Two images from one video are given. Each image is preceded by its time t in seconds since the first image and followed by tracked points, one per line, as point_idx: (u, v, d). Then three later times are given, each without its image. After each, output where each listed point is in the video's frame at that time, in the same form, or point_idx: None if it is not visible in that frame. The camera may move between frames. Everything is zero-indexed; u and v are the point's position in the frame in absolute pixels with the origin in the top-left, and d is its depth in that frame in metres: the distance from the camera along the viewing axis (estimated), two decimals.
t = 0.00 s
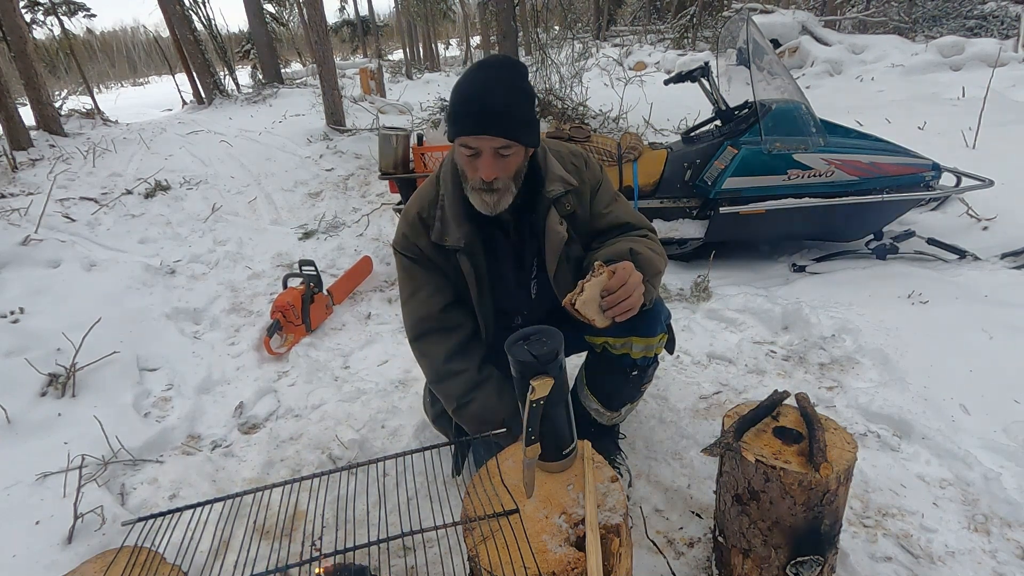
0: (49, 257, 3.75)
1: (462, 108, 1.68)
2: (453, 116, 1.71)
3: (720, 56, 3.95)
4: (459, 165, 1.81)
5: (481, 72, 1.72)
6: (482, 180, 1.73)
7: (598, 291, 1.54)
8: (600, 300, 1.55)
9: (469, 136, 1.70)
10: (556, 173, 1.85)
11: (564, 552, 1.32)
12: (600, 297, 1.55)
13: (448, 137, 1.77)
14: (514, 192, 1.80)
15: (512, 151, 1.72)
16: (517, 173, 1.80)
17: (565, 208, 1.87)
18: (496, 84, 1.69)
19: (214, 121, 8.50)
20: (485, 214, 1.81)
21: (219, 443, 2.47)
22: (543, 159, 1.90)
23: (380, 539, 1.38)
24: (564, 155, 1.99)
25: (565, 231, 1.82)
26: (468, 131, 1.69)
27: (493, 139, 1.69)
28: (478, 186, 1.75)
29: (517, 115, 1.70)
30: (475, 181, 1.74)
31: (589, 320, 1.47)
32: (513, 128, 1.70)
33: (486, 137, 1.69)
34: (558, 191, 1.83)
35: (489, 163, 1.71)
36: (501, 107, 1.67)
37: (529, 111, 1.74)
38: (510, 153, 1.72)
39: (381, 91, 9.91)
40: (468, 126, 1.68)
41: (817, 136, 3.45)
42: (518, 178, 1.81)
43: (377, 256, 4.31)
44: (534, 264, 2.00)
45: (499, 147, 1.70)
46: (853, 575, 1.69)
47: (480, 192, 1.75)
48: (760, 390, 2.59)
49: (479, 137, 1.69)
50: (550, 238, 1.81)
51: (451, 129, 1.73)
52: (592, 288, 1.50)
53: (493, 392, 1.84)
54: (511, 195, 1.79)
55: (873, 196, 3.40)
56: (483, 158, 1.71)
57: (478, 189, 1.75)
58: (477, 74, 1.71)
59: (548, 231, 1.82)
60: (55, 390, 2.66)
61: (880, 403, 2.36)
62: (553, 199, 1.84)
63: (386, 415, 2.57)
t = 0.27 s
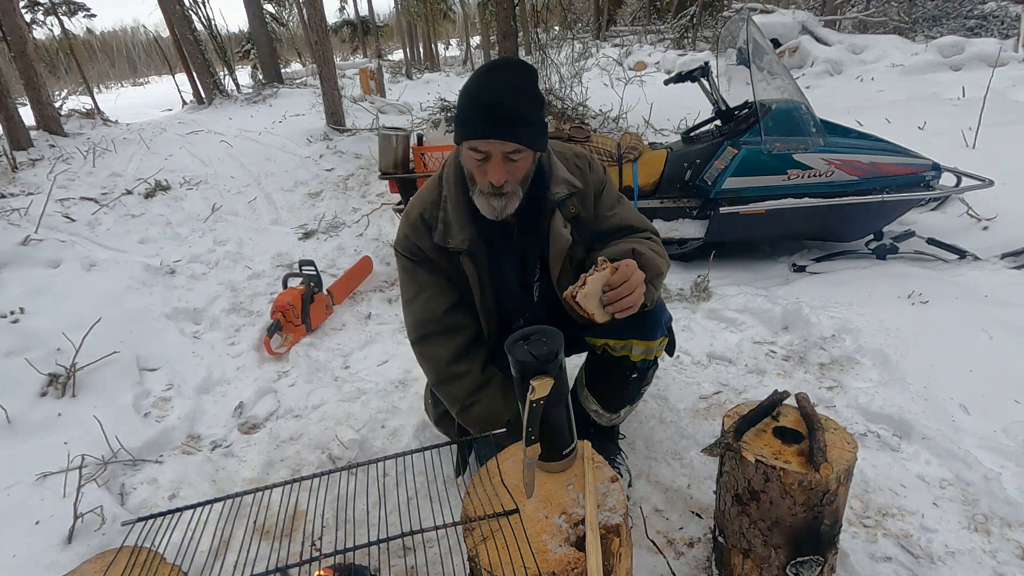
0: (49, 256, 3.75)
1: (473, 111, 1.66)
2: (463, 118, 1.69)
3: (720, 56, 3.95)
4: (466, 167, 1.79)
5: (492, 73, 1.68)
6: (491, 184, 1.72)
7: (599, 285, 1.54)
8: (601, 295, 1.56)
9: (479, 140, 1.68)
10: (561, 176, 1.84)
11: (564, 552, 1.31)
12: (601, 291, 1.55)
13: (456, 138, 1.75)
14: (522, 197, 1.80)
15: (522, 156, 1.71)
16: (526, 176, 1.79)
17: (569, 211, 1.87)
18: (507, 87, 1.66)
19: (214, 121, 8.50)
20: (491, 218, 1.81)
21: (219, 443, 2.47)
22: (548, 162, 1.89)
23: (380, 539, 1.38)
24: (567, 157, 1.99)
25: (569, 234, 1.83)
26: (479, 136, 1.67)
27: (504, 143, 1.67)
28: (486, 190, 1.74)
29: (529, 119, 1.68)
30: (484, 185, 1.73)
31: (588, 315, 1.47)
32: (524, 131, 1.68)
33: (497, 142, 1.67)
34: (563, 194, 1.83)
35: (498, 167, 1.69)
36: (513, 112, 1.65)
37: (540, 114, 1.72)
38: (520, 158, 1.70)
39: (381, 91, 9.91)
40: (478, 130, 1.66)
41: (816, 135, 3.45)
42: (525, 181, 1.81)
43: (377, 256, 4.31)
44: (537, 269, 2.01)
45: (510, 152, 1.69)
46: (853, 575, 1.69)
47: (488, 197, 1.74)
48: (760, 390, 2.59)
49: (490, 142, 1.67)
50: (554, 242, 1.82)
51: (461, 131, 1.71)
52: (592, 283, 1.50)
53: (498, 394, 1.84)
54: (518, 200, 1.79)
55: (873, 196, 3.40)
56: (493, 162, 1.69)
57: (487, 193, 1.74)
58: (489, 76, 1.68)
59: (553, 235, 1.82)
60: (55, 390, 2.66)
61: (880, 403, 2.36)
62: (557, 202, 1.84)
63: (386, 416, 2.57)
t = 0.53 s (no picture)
0: (49, 256, 3.75)
1: (496, 114, 1.65)
2: (485, 120, 1.68)
3: (720, 56, 3.95)
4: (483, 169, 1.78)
5: (517, 75, 1.67)
6: (510, 190, 1.71)
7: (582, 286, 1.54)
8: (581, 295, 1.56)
9: (501, 144, 1.67)
10: (574, 184, 1.83)
11: (564, 552, 1.32)
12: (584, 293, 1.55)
13: (475, 140, 1.74)
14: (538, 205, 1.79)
15: (543, 164, 1.71)
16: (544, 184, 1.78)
17: (580, 221, 1.88)
18: (533, 92, 1.66)
19: (214, 121, 8.50)
20: (505, 224, 1.79)
21: (219, 443, 2.47)
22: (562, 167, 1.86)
23: (380, 539, 1.38)
24: (582, 162, 1.96)
25: (578, 244, 1.84)
26: (501, 140, 1.66)
27: (527, 150, 1.67)
28: (505, 196, 1.72)
29: (553, 127, 1.68)
30: (502, 190, 1.72)
31: (560, 306, 1.50)
32: (547, 139, 1.67)
33: (519, 147, 1.66)
34: (575, 204, 1.82)
35: (518, 173, 1.69)
36: (538, 118, 1.65)
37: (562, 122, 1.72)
38: (541, 164, 1.71)
39: (381, 91, 9.91)
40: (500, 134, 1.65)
41: (817, 136, 3.45)
42: (543, 190, 1.80)
43: (377, 256, 4.31)
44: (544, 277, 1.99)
45: (531, 159, 1.69)
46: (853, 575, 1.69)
47: (506, 203, 1.73)
48: (760, 390, 2.59)
49: (513, 147, 1.66)
50: (562, 251, 1.85)
51: (480, 134, 1.70)
52: (576, 279, 1.51)
53: (496, 391, 1.85)
54: (535, 207, 1.77)
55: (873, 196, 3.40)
56: (514, 167, 1.69)
57: (504, 199, 1.73)
58: (516, 79, 1.67)
59: (562, 245, 1.85)
60: (55, 390, 2.66)
61: (880, 403, 2.36)
62: (569, 212, 1.84)
63: (386, 415, 2.57)
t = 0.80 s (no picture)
0: (49, 256, 3.75)
1: (513, 93, 1.62)
2: (502, 99, 1.65)
3: (720, 56, 3.95)
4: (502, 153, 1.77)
5: (542, 56, 1.64)
6: (521, 176, 1.70)
7: (601, 318, 1.49)
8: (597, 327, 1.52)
9: (516, 126, 1.64)
10: (606, 184, 1.83)
11: (564, 552, 1.32)
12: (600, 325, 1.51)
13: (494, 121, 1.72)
14: (551, 193, 1.77)
15: (557, 150, 1.69)
16: (559, 172, 1.77)
17: (608, 222, 1.87)
18: (556, 74, 1.63)
19: (214, 121, 8.50)
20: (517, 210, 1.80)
21: (219, 443, 2.47)
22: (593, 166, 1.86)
23: (380, 539, 1.38)
24: (613, 161, 1.95)
25: (603, 248, 1.83)
26: (515, 122, 1.64)
27: (539, 134, 1.65)
28: (516, 181, 1.72)
29: (571, 112, 1.65)
30: (514, 175, 1.71)
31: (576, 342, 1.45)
32: (567, 125, 1.65)
33: (534, 131, 1.64)
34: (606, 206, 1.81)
35: (530, 159, 1.68)
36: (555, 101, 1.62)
37: (584, 108, 1.68)
38: (556, 151, 1.69)
39: (381, 91, 9.92)
40: (516, 117, 1.63)
41: (816, 135, 3.45)
42: (558, 177, 1.78)
43: (377, 256, 4.31)
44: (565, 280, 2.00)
45: (544, 144, 1.67)
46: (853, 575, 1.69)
47: (517, 188, 1.72)
48: (760, 390, 2.59)
49: (527, 130, 1.64)
50: (587, 254, 1.82)
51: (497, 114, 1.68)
52: (594, 314, 1.46)
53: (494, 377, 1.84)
54: (547, 196, 1.77)
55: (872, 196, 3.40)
56: (525, 151, 1.67)
57: (516, 184, 1.72)
58: (539, 59, 1.64)
59: (587, 247, 1.82)
60: (55, 390, 2.66)
61: (880, 403, 2.36)
62: (598, 213, 1.83)
63: (386, 415, 2.58)
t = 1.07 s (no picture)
0: (49, 256, 3.75)
1: (524, 89, 1.63)
2: (513, 95, 1.66)
3: (720, 56, 3.95)
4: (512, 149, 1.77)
5: (556, 52, 1.64)
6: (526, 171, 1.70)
7: (632, 325, 1.52)
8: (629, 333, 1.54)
9: (526, 121, 1.64)
10: (619, 180, 1.82)
11: (564, 552, 1.32)
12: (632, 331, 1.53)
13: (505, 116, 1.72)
14: (558, 190, 1.76)
15: (564, 147, 1.67)
16: (567, 170, 1.75)
17: (622, 218, 1.87)
18: (567, 70, 1.62)
19: (214, 121, 8.50)
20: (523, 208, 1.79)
21: (219, 443, 2.47)
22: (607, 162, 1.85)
23: (380, 539, 1.39)
24: (625, 157, 1.96)
25: (618, 245, 1.82)
26: (523, 117, 1.64)
27: (545, 129, 1.64)
28: (522, 176, 1.72)
29: (581, 109, 1.63)
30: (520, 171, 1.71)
31: (611, 351, 1.48)
32: (573, 123, 1.63)
33: (541, 128, 1.64)
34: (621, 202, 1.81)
35: (535, 155, 1.67)
36: (564, 97, 1.61)
37: (597, 106, 1.67)
38: (563, 149, 1.67)
39: (381, 91, 9.92)
40: (526, 113, 1.63)
41: (817, 135, 3.45)
42: (565, 176, 1.76)
43: (377, 256, 4.31)
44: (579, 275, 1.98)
45: (550, 140, 1.66)
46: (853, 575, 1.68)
47: (523, 184, 1.72)
48: (760, 390, 2.59)
49: (534, 126, 1.64)
50: (602, 250, 1.81)
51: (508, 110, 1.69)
52: (628, 320, 1.50)
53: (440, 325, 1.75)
54: (553, 194, 1.75)
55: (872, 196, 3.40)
56: (531, 147, 1.67)
57: (522, 180, 1.72)
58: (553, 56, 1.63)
59: (602, 243, 1.82)
60: (55, 390, 2.66)
61: (880, 403, 2.36)
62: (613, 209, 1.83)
63: (386, 415, 2.57)
